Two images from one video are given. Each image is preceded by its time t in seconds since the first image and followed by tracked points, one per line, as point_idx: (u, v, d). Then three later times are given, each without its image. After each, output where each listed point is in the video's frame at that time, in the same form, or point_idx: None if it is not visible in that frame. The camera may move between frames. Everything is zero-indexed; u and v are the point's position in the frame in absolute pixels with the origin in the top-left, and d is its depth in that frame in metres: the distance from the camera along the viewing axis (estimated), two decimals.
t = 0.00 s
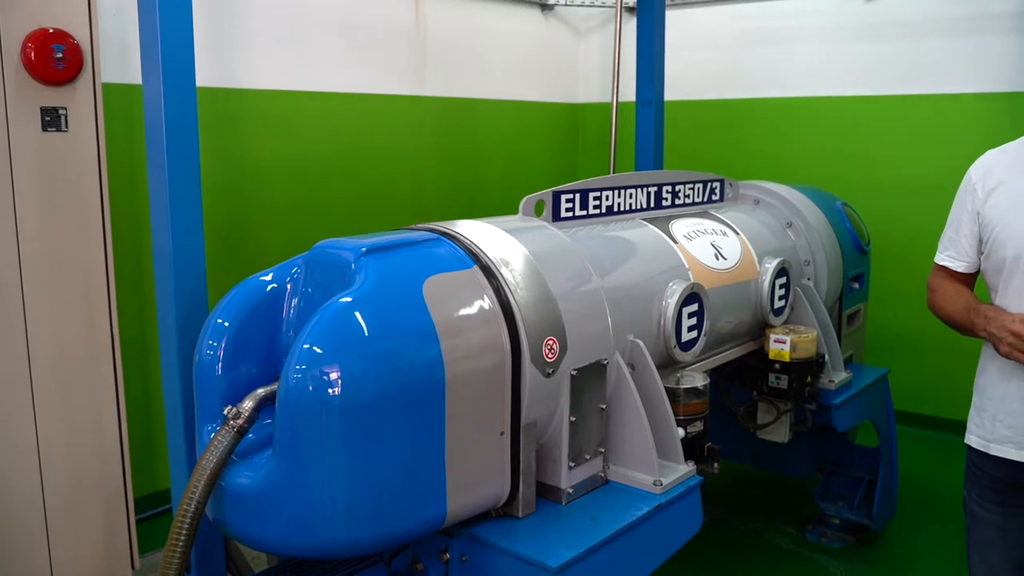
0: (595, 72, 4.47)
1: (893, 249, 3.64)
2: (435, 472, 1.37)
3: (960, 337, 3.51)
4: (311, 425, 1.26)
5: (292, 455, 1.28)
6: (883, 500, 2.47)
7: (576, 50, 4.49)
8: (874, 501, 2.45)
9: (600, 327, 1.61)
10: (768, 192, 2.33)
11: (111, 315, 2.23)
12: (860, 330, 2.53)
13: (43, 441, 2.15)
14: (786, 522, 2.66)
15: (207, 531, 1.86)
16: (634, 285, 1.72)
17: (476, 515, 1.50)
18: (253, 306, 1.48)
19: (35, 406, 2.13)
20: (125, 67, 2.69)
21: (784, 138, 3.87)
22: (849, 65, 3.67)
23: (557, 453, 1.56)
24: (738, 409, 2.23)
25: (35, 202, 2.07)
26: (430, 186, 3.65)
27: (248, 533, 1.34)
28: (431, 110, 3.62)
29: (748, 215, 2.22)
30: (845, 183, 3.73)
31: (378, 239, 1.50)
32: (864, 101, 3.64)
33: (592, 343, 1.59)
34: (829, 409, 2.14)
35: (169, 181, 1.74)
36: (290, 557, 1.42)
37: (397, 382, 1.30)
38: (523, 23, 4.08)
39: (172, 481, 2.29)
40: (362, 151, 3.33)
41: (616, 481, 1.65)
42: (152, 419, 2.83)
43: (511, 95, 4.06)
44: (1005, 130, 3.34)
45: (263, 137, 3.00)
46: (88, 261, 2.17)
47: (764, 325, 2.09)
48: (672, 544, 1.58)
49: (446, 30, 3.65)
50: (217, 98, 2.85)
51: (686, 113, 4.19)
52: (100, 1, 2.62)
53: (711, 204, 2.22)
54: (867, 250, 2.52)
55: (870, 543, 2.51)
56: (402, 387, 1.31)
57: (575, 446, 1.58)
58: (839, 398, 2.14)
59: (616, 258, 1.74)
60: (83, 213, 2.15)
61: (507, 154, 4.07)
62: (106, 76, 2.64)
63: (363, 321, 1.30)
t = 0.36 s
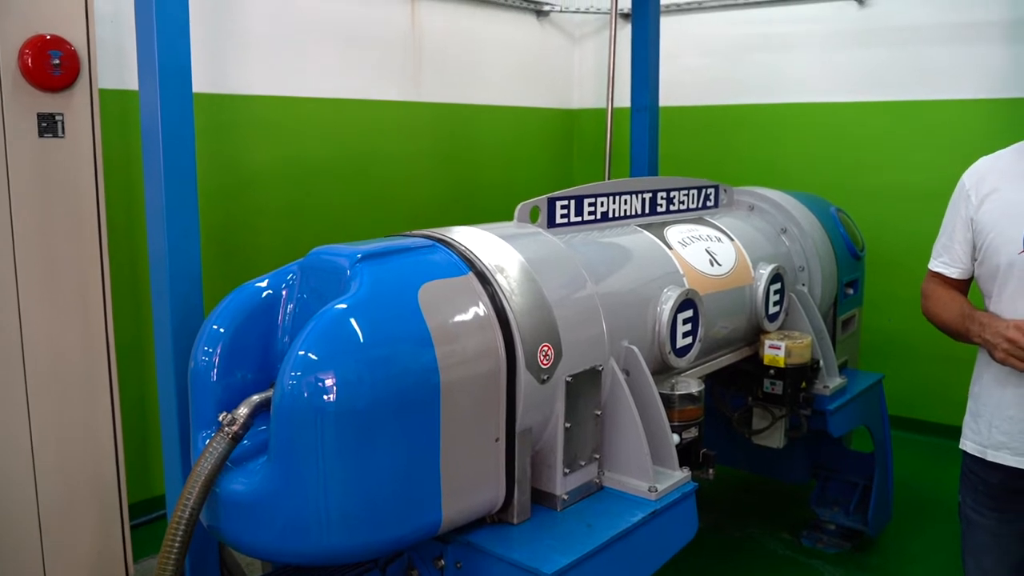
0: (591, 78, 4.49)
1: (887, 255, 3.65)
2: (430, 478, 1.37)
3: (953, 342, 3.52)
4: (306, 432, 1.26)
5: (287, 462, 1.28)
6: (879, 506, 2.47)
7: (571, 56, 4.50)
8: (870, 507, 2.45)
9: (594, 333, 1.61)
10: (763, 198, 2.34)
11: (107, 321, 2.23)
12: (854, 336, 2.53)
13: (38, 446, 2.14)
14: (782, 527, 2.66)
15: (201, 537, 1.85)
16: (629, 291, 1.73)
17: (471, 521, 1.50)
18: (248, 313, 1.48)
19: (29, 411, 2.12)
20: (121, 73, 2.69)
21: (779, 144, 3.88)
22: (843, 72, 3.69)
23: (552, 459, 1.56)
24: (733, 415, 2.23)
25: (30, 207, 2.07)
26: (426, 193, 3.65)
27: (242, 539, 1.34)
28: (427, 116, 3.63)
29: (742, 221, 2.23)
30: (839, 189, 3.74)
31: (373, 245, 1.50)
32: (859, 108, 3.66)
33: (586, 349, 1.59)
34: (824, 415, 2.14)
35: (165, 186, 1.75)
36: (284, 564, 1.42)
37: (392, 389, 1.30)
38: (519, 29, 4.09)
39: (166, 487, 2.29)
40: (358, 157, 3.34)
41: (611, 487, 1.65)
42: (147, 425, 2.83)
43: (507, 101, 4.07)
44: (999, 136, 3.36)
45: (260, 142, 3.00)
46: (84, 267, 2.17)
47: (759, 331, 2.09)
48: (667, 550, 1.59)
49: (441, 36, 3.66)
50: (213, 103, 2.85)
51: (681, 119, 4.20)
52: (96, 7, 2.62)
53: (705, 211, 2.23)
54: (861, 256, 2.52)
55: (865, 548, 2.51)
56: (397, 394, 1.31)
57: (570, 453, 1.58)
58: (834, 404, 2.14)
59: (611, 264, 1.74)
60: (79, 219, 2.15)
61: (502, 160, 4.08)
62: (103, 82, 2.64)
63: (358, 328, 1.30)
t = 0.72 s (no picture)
0: (585, 77, 4.48)
1: (882, 254, 3.65)
2: (423, 478, 1.37)
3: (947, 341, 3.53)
4: (299, 432, 1.25)
5: (280, 462, 1.27)
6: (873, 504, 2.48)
7: (566, 56, 4.50)
8: (864, 505, 2.46)
9: (588, 333, 1.61)
10: (757, 197, 2.34)
11: (100, 321, 2.23)
12: (849, 335, 2.53)
13: (31, 447, 2.14)
14: (777, 527, 2.66)
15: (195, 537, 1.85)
16: (623, 291, 1.72)
17: (464, 521, 1.49)
18: (240, 313, 1.48)
19: (22, 412, 2.12)
20: (114, 72, 2.68)
21: (774, 143, 3.88)
22: (837, 71, 3.69)
23: (546, 458, 1.56)
24: (727, 414, 2.23)
25: (22, 206, 2.06)
26: (421, 193, 3.65)
27: (235, 540, 1.34)
28: (422, 115, 3.63)
29: (737, 221, 2.23)
30: (834, 188, 3.74)
31: (366, 245, 1.50)
32: (853, 107, 3.66)
33: (581, 348, 1.59)
34: (818, 414, 2.14)
35: (157, 185, 1.74)
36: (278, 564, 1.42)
37: (385, 388, 1.30)
38: (513, 28, 4.09)
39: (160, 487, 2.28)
40: (353, 157, 3.34)
41: (605, 487, 1.65)
42: (140, 425, 2.82)
43: (501, 100, 4.06)
44: (994, 135, 3.36)
45: (255, 142, 3.00)
46: (76, 267, 2.16)
47: (753, 330, 2.09)
48: (661, 549, 1.59)
49: (436, 36, 3.65)
50: (208, 103, 2.85)
51: (676, 118, 4.21)
52: (88, 7, 2.61)
53: (700, 210, 2.23)
54: (855, 255, 2.52)
55: (860, 546, 2.52)
56: (390, 393, 1.30)
57: (564, 452, 1.58)
58: (829, 402, 2.14)
59: (605, 263, 1.74)
60: (72, 219, 2.15)
61: (497, 160, 4.08)
62: (95, 82, 2.63)
63: (351, 328, 1.30)
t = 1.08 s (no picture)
0: (584, 74, 4.48)
1: (880, 253, 3.65)
2: (421, 477, 1.36)
3: (944, 339, 3.54)
4: (296, 430, 1.25)
5: (277, 460, 1.27)
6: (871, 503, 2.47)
7: (565, 54, 4.49)
8: (862, 505, 2.46)
9: (586, 331, 1.60)
10: (756, 195, 2.33)
11: (98, 318, 2.22)
12: (847, 334, 2.53)
13: (27, 443, 2.13)
14: (775, 525, 2.66)
15: (191, 536, 1.84)
16: (621, 288, 1.72)
17: (462, 520, 1.49)
18: (238, 310, 1.47)
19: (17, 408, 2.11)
20: (111, 68, 2.67)
21: (773, 141, 3.88)
22: (835, 69, 3.69)
23: (544, 456, 1.56)
24: (725, 413, 2.24)
25: (18, 202, 2.05)
26: (418, 190, 3.64)
27: (232, 537, 1.34)
28: (420, 112, 3.62)
29: (735, 219, 2.22)
30: (832, 187, 3.74)
31: (365, 243, 1.50)
32: (852, 105, 3.66)
33: (579, 346, 1.59)
34: (816, 412, 2.14)
35: (155, 182, 1.73)
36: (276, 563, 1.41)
37: (383, 386, 1.30)
38: (512, 25, 4.08)
39: (157, 484, 2.27)
40: (351, 154, 3.33)
41: (603, 485, 1.65)
42: (137, 422, 2.82)
43: (499, 97, 4.06)
44: (992, 134, 3.36)
45: (252, 139, 2.99)
46: (73, 264, 2.16)
47: (751, 329, 2.09)
48: (658, 548, 1.58)
49: (434, 32, 3.64)
50: (205, 99, 2.84)
51: (674, 116, 4.20)
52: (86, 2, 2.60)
53: (698, 208, 2.22)
54: (854, 254, 2.52)
55: (857, 546, 2.52)
56: (388, 391, 1.30)
57: (562, 450, 1.58)
58: (827, 401, 2.14)
59: (603, 261, 1.74)
60: (69, 216, 2.14)
61: (494, 157, 4.07)
62: (92, 78, 2.62)
63: (349, 325, 1.30)
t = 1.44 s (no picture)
0: (580, 70, 4.47)
1: (876, 249, 3.66)
2: (418, 472, 1.36)
3: (940, 335, 3.55)
4: (294, 426, 1.25)
5: (275, 456, 1.27)
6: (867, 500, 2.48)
7: (561, 49, 4.49)
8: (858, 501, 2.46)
9: (584, 327, 1.60)
10: (753, 191, 2.33)
11: (92, 313, 2.21)
12: (843, 329, 2.53)
13: (21, 439, 2.12)
14: (772, 521, 2.66)
15: (188, 533, 1.83)
16: (619, 284, 1.72)
17: (459, 516, 1.49)
18: (234, 306, 1.47)
19: (12, 403, 2.10)
20: (105, 63, 2.66)
21: (770, 138, 3.88)
22: (832, 66, 3.69)
23: (542, 452, 1.55)
24: (721, 408, 2.23)
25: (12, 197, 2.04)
26: (414, 186, 3.63)
27: (229, 533, 1.33)
28: (415, 107, 3.61)
29: (732, 215, 2.22)
30: (828, 183, 3.74)
31: (362, 238, 1.49)
32: (848, 102, 3.66)
33: (576, 342, 1.58)
34: (813, 408, 2.14)
35: (150, 176, 1.73)
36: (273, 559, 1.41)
37: (380, 381, 1.29)
38: (508, 20, 4.07)
39: (152, 480, 2.27)
40: (346, 149, 3.32)
41: (600, 481, 1.65)
42: (132, 418, 2.81)
43: (495, 92, 4.05)
44: (989, 130, 3.37)
45: (248, 134, 2.98)
46: (68, 259, 2.15)
47: (748, 325, 2.09)
48: (656, 544, 1.58)
49: (430, 27, 3.63)
50: (201, 94, 2.83)
51: (671, 112, 4.20)
52: None
53: (695, 204, 2.22)
54: (851, 250, 2.52)
55: (853, 541, 2.53)
56: (385, 387, 1.30)
57: (559, 447, 1.57)
58: (823, 397, 2.14)
59: (601, 257, 1.73)
60: (63, 212, 2.13)
61: (491, 153, 4.06)
62: (86, 73, 2.61)
63: (346, 321, 1.29)
